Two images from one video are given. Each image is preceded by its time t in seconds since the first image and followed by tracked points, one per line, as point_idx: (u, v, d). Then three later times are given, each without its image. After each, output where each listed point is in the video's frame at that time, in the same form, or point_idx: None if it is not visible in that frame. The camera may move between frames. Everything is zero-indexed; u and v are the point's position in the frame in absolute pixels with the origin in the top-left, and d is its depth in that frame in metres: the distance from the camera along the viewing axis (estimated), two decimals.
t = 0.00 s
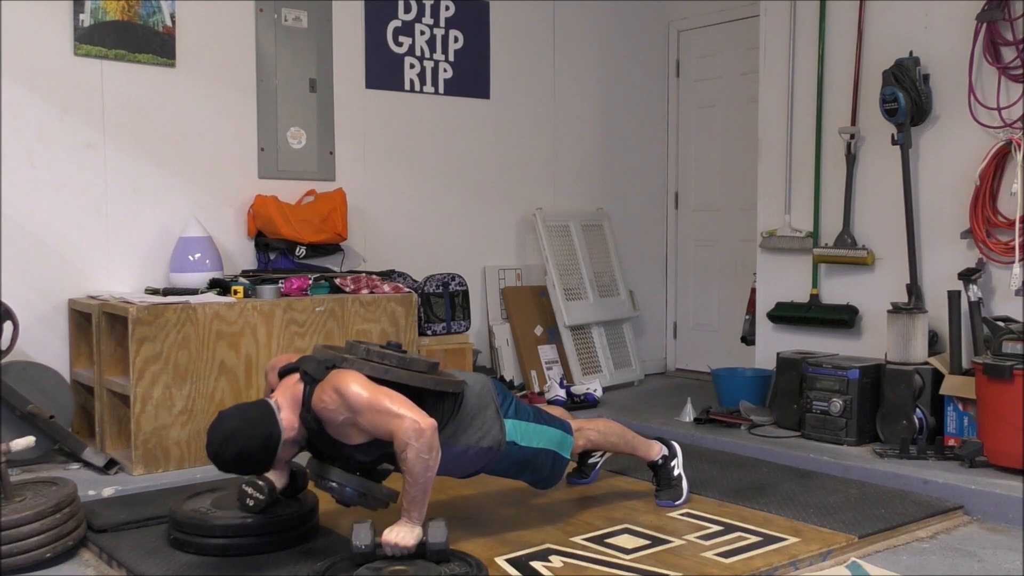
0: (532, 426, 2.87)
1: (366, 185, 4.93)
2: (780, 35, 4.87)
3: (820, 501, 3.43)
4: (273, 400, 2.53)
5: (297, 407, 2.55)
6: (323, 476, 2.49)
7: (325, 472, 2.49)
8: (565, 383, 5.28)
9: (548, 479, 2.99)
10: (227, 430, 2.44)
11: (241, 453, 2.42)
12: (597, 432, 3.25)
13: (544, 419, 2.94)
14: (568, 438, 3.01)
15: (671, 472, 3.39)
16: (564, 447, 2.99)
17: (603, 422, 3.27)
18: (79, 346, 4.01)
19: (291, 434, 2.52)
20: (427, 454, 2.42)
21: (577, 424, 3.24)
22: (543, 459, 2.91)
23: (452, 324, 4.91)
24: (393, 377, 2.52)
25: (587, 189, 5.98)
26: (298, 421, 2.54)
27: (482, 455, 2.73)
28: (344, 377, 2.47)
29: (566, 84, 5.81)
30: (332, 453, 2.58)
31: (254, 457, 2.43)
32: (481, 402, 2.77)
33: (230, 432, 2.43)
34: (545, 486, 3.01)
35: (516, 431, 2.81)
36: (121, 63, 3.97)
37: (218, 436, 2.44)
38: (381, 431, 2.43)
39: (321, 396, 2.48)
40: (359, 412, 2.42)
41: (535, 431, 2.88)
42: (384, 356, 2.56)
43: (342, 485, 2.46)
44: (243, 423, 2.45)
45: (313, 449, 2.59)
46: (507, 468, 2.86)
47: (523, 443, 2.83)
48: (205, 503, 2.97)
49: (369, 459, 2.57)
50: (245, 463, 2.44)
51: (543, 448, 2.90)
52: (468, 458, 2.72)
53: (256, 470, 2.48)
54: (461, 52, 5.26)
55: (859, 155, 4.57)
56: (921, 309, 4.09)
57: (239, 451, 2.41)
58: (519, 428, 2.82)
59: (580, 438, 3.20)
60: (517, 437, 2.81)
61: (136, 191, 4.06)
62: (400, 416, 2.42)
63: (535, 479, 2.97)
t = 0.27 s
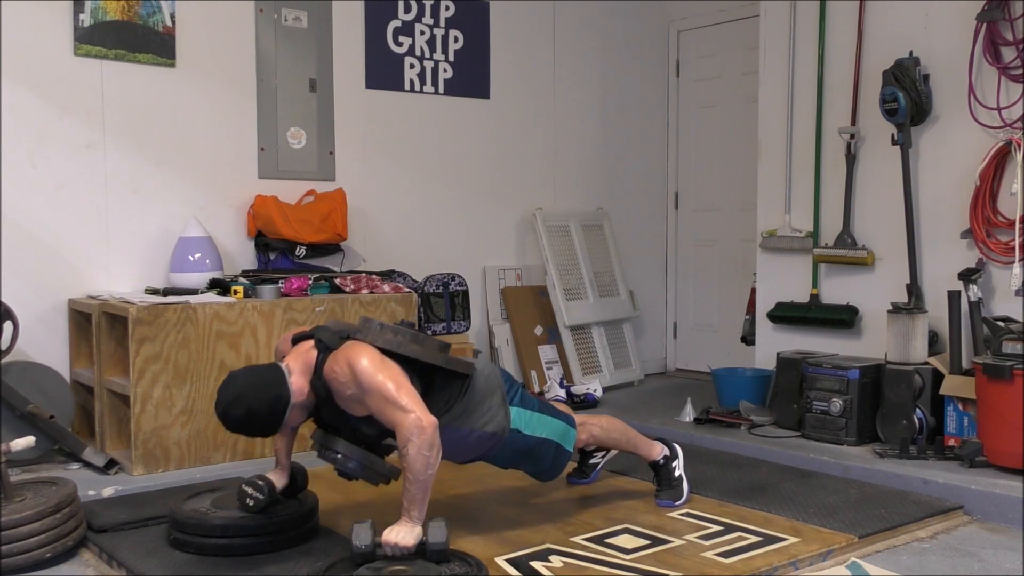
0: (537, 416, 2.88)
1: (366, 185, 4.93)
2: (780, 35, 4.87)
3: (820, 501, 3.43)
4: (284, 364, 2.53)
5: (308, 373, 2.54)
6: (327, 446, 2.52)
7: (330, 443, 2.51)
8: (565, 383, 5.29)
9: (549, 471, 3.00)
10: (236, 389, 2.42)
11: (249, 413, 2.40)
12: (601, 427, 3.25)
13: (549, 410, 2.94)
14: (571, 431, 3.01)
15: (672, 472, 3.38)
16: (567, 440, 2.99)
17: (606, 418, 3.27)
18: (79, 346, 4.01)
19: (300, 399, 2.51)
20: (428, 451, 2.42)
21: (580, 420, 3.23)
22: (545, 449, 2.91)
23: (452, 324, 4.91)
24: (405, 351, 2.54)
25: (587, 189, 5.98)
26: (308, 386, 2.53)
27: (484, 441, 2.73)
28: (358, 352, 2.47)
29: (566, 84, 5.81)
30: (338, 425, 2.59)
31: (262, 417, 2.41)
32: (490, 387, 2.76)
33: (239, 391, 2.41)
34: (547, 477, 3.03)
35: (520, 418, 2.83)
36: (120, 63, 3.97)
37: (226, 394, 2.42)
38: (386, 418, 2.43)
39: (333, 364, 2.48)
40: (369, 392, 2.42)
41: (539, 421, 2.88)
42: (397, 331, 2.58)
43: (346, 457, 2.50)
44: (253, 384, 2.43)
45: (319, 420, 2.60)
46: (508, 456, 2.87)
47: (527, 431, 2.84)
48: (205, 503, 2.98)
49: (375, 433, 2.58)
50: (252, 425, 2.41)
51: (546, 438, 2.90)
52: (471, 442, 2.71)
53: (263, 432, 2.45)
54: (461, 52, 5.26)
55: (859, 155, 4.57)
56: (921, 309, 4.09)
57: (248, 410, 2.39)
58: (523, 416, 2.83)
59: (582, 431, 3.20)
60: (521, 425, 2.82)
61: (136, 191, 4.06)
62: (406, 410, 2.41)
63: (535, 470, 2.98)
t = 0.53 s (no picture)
0: (543, 400, 2.89)
1: (367, 185, 4.94)
2: (780, 35, 4.87)
3: (820, 501, 3.43)
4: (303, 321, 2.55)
5: (324, 332, 2.56)
6: (337, 408, 2.56)
7: (341, 407, 2.56)
8: (565, 383, 5.29)
9: (552, 458, 2.99)
10: (255, 339, 2.44)
11: (265, 364, 2.42)
12: (604, 420, 3.23)
13: (553, 396, 2.95)
14: (575, 420, 3.01)
15: (672, 472, 3.38)
16: (570, 427, 2.98)
17: (608, 410, 3.26)
18: (78, 346, 4.01)
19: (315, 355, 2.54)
20: (417, 446, 2.40)
21: (584, 410, 3.20)
22: (548, 433, 2.91)
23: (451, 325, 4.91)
24: (423, 317, 2.56)
25: (587, 190, 5.98)
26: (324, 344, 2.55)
27: (489, 417, 2.76)
28: (372, 317, 2.48)
29: (566, 85, 5.82)
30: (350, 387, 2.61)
31: (277, 370, 2.43)
32: (498, 364, 2.81)
33: (258, 340, 2.44)
34: (550, 463, 3.01)
35: (526, 400, 2.84)
36: (121, 63, 3.97)
37: (243, 343, 2.44)
38: (381, 403, 2.43)
39: (347, 329, 2.50)
40: (374, 366, 2.43)
41: (545, 405, 2.89)
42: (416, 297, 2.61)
43: (354, 421, 2.53)
44: (271, 335, 2.45)
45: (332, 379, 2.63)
46: (512, 440, 2.87)
47: (533, 412, 2.85)
48: (205, 503, 2.98)
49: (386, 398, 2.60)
50: (266, 375, 2.43)
51: (550, 422, 2.89)
52: (477, 417, 2.74)
53: (276, 386, 2.47)
54: (461, 52, 5.26)
55: (859, 155, 4.57)
56: (921, 309, 4.09)
57: (264, 358, 2.41)
58: (530, 398, 2.85)
59: (586, 422, 3.19)
60: (527, 406, 2.84)
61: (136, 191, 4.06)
62: (399, 401, 2.40)
63: (538, 456, 2.97)
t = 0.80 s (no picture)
0: (541, 409, 2.88)
1: (367, 185, 4.93)
2: (780, 35, 4.88)
3: (820, 501, 3.43)
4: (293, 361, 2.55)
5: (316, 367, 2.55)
6: (337, 436, 2.53)
7: (339, 434, 2.54)
8: (565, 383, 5.28)
9: (555, 464, 2.99)
10: (248, 383, 2.44)
11: (261, 406, 2.41)
12: (604, 425, 3.24)
13: (552, 404, 2.94)
14: (576, 426, 3.01)
15: (673, 473, 3.38)
16: (571, 435, 2.99)
17: (609, 415, 3.26)
18: (78, 346, 4.01)
19: (310, 395, 2.53)
20: (427, 449, 2.41)
21: (584, 418, 3.22)
22: (549, 442, 2.91)
23: (451, 324, 4.91)
24: (413, 336, 2.56)
25: (587, 189, 5.98)
26: (317, 381, 2.55)
27: (489, 430, 2.74)
28: (362, 340, 2.47)
29: (566, 85, 5.82)
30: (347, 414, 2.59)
31: (273, 413, 2.42)
32: (494, 376, 2.80)
33: (252, 386, 2.43)
34: (553, 471, 3.02)
35: (525, 411, 2.82)
36: (120, 63, 3.97)
37: (237, 388, 2.44)
38: (387, 412, 2.42)
39: (336, 357, 2.48)
40: (372, 383, 2.42)
41: (544, 413, 2.88)
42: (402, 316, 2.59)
43: (355, 447, 2.51)
44: (264, 379, 2.44)
45: (328, 412, 2.61)
46: (513, 451, 2.87)
47: (532, 424, 2.83)
48: (205, 503, 2.97)
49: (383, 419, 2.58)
50: (265, 419, 2.42)
51: (550, 432, 2.89)
52: (477, 430, 2.73)
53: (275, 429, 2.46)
54: (461, 52, 5.26)
55: (859, 155, 4.57)
56: (921, 309, 4.09)
57: (261, 403, 2.40)
58: (528, 409, 2.83)
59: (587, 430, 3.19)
60: (525, 418, 2.82)
61: (135, 190, 4.06)
62: (405, 407, 2.40)
63: (541, 463, 2.97)
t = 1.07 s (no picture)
0: (535, 429, 2.88)
1: (367, 185, 4.94)
2: (780, 35, 4.87)
3: (820, 501, 3.43)
4: (280, 413, 2.52)
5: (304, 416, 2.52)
6: (331, 478, 2.48)
7: (332, 474, 2.48)
8: (565, 383, 5.28)
9: (553, 482, 2.99)
10: (237, 442, 2.43)
11: (251, 466, 2.40)
12: (600, 434, 3.25)
13: (546, 422, 2.94)
14: (571, 442, 3.01)
15: (672, 472, 3.39)
16: (567, 450, 2.99)
17: (606, 424, 3.27)
18: (79, 346, 4.01)
19: (300, 446, 2.50)
20: (433, 453, 2.42)
21: (580, 429, 3.24)
22: (545, 460, 2.91)
23: (452, 325, 4.90)
24: (400, 375, 2.54)
25: (587, 189, 5.98)
26: (306, 431, 2.52)
27: (482, 457, 2.73)
28: (350, 378, 2.47)
29: (566, 84, 5.81)
30: (340, 457, 2.55)
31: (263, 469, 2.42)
32: (484, 403, 2.76)
33: (240, 446, 2.42)
34: (550, 489, 3.01)
35: (519, 434, 2.83)
36: (121, 63, 3.96)
37: (227, 448, 2.43)
38: (387, 429, 2.43)
39: (324, 402, 2.46)
40: (366, 411, 2.42)
41: (539, 433, 2.88)
42: (388, 354, 2.55)
43: (349, 487, 2.47)
44: (252, 438, 2.43)
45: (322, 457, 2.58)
46: (508, 472, 2.86)
47: (527, 445, 2.84)
48: (205, 503, 2.98)
49: (377, 459, 2.53)
50: (256, 476, 2.43)
51: (545, 451, 2.90)
52: (470, 458, 2.71)
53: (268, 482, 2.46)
54: (461, 52, 5.26)
55: (859, 155, 4.57)
56: (921, 309, 4.09)
57: (251, 464, 2.40)
58: (522, 431, 2.83)
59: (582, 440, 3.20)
60: (519, 441, 2.82)
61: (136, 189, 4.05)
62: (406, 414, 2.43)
63: (537, 483, 2.97)
